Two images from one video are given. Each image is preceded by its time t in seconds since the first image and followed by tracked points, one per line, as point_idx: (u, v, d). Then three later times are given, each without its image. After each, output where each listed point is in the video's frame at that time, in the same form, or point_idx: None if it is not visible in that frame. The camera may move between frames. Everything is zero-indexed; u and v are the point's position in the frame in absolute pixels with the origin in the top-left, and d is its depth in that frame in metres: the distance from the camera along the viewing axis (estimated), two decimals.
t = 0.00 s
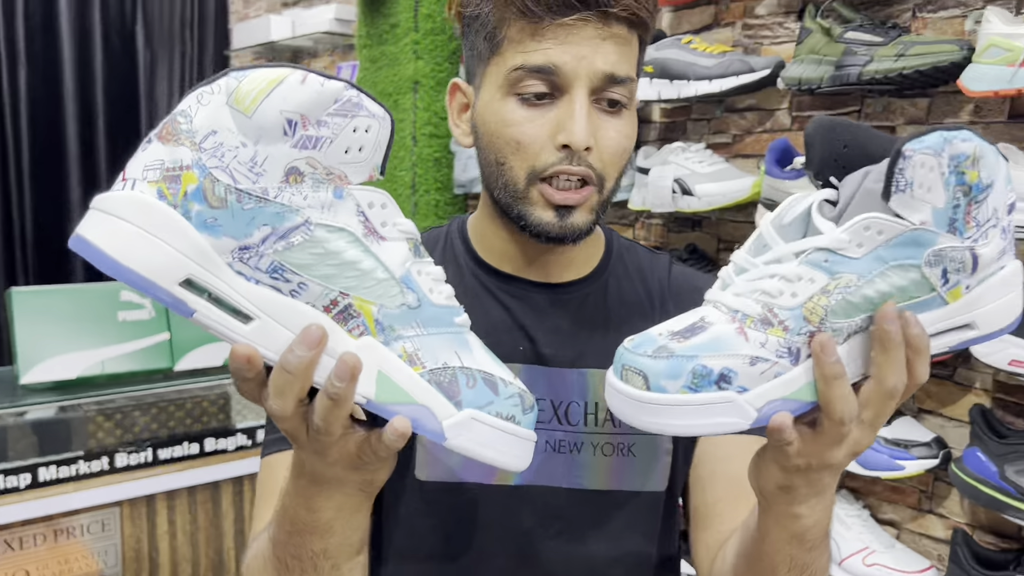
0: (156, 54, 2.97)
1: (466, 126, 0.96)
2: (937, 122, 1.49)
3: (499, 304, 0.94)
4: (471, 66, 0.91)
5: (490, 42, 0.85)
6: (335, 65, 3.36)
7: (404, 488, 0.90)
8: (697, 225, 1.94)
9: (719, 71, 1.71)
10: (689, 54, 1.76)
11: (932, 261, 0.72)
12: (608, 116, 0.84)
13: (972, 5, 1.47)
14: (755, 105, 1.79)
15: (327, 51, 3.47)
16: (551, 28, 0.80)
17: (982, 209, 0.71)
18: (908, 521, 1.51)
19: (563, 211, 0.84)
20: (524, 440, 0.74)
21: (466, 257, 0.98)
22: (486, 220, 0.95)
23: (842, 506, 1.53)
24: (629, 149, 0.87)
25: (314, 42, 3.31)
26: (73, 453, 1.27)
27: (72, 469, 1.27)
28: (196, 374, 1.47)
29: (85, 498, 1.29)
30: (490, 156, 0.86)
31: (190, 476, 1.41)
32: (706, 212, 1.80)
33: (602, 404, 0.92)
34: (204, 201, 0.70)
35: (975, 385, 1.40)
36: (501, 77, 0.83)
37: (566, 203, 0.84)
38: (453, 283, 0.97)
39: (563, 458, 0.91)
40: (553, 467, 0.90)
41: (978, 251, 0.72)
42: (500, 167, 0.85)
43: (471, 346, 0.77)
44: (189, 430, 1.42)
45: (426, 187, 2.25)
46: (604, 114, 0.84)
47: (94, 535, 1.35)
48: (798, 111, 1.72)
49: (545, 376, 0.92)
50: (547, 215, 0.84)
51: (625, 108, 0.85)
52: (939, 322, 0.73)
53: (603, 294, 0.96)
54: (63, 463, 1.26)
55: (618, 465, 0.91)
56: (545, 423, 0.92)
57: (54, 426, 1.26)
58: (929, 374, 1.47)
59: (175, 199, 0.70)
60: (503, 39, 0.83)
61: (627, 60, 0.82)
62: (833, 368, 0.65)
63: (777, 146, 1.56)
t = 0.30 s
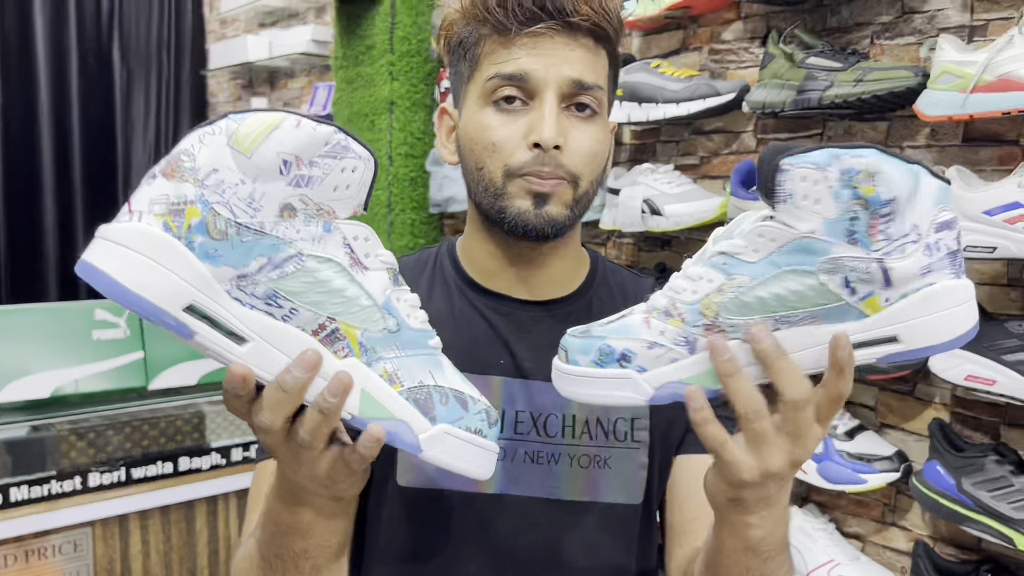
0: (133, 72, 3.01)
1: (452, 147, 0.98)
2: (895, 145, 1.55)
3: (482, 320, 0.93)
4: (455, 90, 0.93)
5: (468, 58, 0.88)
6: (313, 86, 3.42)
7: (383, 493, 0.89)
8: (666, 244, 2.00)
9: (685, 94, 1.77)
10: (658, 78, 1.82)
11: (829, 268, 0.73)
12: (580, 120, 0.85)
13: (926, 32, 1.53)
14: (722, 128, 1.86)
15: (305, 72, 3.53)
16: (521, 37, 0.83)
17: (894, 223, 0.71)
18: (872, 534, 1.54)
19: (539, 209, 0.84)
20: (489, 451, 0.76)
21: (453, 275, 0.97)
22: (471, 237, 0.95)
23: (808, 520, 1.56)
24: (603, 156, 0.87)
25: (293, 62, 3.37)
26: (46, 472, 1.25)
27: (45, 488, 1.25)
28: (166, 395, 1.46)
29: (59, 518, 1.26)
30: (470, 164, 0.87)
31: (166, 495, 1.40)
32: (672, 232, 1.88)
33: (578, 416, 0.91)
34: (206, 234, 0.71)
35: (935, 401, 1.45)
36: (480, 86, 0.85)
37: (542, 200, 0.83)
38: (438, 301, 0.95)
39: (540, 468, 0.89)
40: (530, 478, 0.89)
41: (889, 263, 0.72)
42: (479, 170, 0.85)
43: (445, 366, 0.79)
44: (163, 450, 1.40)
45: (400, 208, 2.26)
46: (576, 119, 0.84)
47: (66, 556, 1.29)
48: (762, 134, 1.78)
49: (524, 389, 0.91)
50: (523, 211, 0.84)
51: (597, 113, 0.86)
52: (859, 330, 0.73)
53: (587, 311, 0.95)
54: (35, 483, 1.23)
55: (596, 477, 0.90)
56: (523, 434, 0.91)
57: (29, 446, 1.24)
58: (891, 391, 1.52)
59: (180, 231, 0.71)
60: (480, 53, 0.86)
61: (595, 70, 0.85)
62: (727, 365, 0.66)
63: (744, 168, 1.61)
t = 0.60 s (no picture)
0: (131, 83, 2.98)
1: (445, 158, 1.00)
2: (881, 157, 1.58)
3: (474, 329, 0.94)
4: (450, 102, 0.95)
5: (464, 74, 0.90)
6: (310, 96, 3.47)
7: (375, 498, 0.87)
8: (658, 254, 2.03)
9: (677, 107, 1.80)
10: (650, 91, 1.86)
11: (620, 393, 0.70)
12: (569, 138, 0.86)
13: (911, 48, 1.56)
14: (713, 140, 1.90)
15: (302, 83, 3.58)
16: (515, 56, 0.85)
17: (667, 353, 0.67)
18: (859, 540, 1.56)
19: (531, 223, 0.87)
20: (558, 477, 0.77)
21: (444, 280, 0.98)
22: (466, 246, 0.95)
23: (797, 525, 1.58)
24: (592, 171, 0.89)
25: (290, 73, 3.42)
26: (42, 478, 1.22)
27: (41, 495, 1.23)
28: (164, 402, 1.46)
29: (56, 524, 1.24)
30: (464, 176, 0.90)
31: (161, 502, 1.36)
32: (664, 242, 1.91)
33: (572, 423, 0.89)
34: (523, 392, 0.64)
35: (920, 408, 1.48)
36: (473, 101, 0.87)
37: (533, 214, 0.86)
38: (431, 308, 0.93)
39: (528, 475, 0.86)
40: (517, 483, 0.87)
41: (660, 391, 0.66)
42: (472, 186, 0.88)
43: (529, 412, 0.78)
44: (160, 456, 1.36)
45: (396, 216, 2.31)
46: (565, 137, 0.86)
47: (61, 562, 1.26)
48: (752, 146, 1.82)
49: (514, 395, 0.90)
50: (515, 226, 0.87)
51: (586, 131, 0.87)
52: (651, 462, 0.65)
53: (575, 319, 0.97)
54: (32, 489, 1.21)
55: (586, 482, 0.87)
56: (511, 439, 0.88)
57: (24, 452, 1.22)
58: (877, 398, 1.54)
59: (510, 395, 0.61)
60: (474, 68, 0.88)
61: (586, 88, 0.87)
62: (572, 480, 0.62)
63: (732, 179, 1.67)
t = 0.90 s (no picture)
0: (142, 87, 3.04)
1: (432, 161, 1.00)
2: (883, 162, 1.60)
3: (466, 330, 0.92)
4: (434, 105, 0.97)
5: (448, 76, 0.92)
6: (318, 100, 3.49)
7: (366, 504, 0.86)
8: (663, 257, 2.06)
9: (682, 112, 1.82)
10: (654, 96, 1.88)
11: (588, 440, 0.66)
12: (558, 131, 0.90)
13: (913, 54, 1.58)
14: (717, 145, 1.92)
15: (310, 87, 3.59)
16: (500, 53, 0.89)
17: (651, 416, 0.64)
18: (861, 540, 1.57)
19: (523, 218, 0.88)
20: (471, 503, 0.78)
21: (432, 280, 0.96)
22: (455, 246, 0.94)
23: (799, 525, 1.60)
24: (581, 164, 0.92)
25: (298, 78, 3.44)
26: (50, 477, 1.14)
27: (50, 493, 1.14)
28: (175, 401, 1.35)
29: (63, 523, 1.15)
30: (453, 176, 0.91)
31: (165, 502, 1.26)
32: (668, 245, 1.94)
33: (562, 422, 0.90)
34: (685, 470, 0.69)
35: (920, 409, 1.50)
36: (460, 100, 0.90)
37: (524, 209, 0.88)
38: (423, 311, 0.94)
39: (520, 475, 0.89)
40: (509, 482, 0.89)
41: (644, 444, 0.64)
42: (462, 185, 0.90)
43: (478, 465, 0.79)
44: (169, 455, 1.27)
45: (404, 219, 2.32)
46: (553, 129, 0.89)
47: (70, 561, 1.17)
48: (756, 151, 1.84)
49: (507, 398, 0.90)
50: (506, 223, 0.88)
51: (574, 123, 0.91)
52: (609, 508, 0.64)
53: (567, 320, 0.95)
54: (40, 487, 1.13)
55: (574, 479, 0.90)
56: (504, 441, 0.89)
57: (34, 451, 1.13)
58: (878, 400, 1.56)
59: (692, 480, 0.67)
60: (458, 68, 0.91)
61: (570, 81, 0.90)
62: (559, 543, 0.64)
63: (735, 184, 1.70)
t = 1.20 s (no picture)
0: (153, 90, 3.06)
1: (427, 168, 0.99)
2: (889, 164, 1.61)
3: (468, 332, 0.93)
4: (428, 113, 0.98)
5: (442, 86, 0.93)
6: (326, 103, 3.52)
7: (370, 506, 0.86)
8: (669, 259, 2.07)
9: (689, 114, 1.84)
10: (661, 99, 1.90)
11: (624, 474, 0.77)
12: (554, 140, 0.91)
13: (918, 57, 1.59)
14: (723, 147, 1.94)
15: (319, 90, 3.62)
16: (495, 64, 0.90)
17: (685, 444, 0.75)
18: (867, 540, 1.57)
19: (522, 228, 0.88)
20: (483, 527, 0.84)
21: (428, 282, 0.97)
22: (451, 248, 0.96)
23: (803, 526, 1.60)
24: (577, 173, 0.93)
25: (307, 81, 3.47)
26: (61, 476, 1.15)
27: (62, 492, 1.15)
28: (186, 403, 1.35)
29: (74, 521, 1.16)
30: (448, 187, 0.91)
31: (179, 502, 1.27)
32: (674, 247, 1.96)
33: (564, 423, 0.93)
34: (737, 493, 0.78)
35: (926, 410, 1.51)
36: (456, 110, 0.90)
37: (523, 219, 0.88)
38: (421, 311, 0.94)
39: (519, 474, 0.91)
40: (509, 482, 0.90)
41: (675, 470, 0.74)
42: (458, 196, 0.90)
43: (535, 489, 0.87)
44: (180, 454, 1.28)
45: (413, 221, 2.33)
46: (549, 138, 0.90)
47: (79, 559, 1.19)
48: (762, 153, 1.85)
49: (507, 399, 0.91)
50: (505, 232, 0.88)
51: (569, 133, 0.92)
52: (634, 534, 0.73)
53: (560, 323, 0.97)
54: (53, 486, 1.14)
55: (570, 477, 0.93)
56: (505, 441, 0.91)
57: (42, 451, 1.14)
58: (883, 401, 1.57)
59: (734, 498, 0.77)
60: (453, 79, 0.92)
61: (566, 90, 0.92)
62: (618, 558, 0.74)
63: (742, 185, 1.71)
